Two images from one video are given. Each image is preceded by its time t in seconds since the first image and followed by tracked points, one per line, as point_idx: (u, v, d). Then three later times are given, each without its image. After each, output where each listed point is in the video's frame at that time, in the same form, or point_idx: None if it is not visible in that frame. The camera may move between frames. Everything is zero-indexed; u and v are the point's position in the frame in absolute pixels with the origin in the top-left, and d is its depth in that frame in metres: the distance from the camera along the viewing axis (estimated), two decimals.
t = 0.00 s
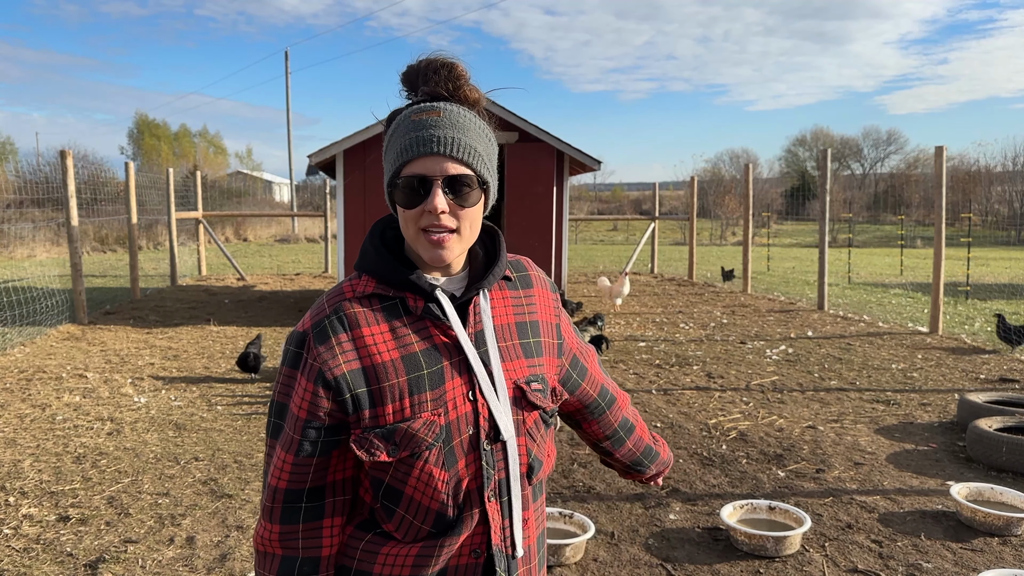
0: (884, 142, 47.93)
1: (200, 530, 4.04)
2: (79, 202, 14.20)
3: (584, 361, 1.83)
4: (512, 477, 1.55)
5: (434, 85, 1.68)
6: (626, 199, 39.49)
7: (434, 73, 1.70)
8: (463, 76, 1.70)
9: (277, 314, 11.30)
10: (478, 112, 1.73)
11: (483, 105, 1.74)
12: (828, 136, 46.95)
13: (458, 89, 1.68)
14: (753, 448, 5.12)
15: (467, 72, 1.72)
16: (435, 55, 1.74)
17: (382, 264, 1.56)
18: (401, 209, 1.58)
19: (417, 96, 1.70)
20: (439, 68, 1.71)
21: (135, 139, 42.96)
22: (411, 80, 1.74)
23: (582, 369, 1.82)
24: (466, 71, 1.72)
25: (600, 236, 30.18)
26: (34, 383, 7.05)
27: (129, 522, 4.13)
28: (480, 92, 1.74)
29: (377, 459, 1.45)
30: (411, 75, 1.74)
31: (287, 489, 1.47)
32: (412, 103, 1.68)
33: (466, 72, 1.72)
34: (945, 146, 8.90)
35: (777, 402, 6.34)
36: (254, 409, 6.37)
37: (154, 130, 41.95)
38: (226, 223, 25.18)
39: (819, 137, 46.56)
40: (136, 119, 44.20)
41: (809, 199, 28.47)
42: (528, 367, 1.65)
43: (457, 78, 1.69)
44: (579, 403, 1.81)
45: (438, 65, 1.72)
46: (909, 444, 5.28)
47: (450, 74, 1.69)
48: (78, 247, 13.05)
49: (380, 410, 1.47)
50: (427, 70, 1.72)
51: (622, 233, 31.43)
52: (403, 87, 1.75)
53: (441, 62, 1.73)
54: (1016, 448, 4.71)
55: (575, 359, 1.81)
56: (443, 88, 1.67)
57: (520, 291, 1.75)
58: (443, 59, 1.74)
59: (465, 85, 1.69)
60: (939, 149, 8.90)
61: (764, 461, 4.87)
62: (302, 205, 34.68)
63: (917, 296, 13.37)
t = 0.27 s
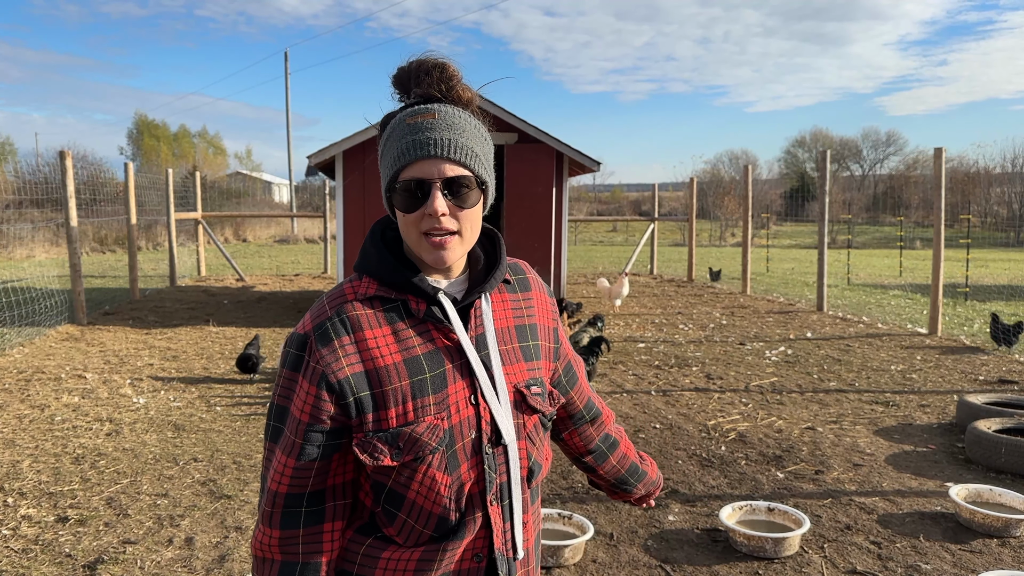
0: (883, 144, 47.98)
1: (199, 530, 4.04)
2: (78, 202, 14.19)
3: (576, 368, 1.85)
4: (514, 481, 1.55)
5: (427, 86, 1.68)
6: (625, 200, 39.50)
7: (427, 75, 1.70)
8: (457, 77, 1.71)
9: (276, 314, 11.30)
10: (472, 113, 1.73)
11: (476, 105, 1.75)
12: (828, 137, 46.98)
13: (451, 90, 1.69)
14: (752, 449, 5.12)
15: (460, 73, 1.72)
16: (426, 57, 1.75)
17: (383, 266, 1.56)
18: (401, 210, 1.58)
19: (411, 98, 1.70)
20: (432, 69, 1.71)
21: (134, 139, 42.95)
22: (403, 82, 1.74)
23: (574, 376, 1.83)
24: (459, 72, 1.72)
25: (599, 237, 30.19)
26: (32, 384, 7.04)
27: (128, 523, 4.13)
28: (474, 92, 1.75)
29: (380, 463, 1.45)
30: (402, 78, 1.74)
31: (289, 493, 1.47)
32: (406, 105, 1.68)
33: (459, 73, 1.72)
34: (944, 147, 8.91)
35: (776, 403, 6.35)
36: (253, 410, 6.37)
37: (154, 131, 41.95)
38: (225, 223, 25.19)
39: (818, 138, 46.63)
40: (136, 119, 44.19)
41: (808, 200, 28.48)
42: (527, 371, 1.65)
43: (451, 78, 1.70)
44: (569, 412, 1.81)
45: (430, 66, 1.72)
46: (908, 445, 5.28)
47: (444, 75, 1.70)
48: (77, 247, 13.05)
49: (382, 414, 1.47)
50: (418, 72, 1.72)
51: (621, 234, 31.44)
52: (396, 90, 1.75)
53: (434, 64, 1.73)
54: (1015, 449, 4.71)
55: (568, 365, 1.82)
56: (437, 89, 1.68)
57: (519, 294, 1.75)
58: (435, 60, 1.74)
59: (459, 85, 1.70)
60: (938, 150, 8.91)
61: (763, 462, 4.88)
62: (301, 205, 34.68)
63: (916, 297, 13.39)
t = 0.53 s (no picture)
0: (882, 145, 48.01)
1: (198, 532, 4.04)
2: (77, 203, 14.18)
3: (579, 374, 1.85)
4: (509, 485, 1.55)
5: (424, 88, 1.69)
6: (624, 201, 39.52)
7: (424, 76, 1.71)
8: (453, 78, 1.71)
9: (275, 315, 11.30)
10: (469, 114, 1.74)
11: (473, 106, 1.75)
12: (826, 139, 47.03)
13: (448, 90, 1.69)
14: (751, 451, 5.13)
15: (456, 74, 1.73)
16: (421, 60, 1.76)
17: (380, 267, 1.57)
18: (398, 210, 1.58)
19: (407, 100, 1.71)
20: (428, 71, 1.72)
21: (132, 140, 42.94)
22: (400, 84, 1.74)
23: (577, 383, 1.83)
24: (455, 73, 1.73)
25: (598, 238, 30.21)
26: (31, 385, 7.03)
27: (126, 524, 4.12)
28: (470, 94, 1.75)
29: (373, 464, 1.45)
30: (398, 81, 1.75)
31: (283, 493, 1.47)
32: (403, 106, 1.68)
33: (455, 74, 1.73)
34: (943, 149, 8.91)
35: (775, 404, 6.35)
36: (252, 411, 6.36)
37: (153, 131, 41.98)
38: (224, 224, 25.19)
39: (817, 140, 46.67)
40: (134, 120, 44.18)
41: (807, 202, 28.47)
42: (525, 375, 1.65)
43: (448, 80, 1.70)
44: (571, 419, 1.81)
45: (426, 68, 1.73)
46: (906, 447, 5.28)
47: (440, 76, 1.70)
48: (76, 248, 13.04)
49: (377, 416, 1.47)
50: (414, 74, 1.73)
51: (620, 235, 31.47)
52: (392, 92, 1.76)
53: (430, 66, 1.74)
54: (1014, 451, 4.71)
55: (571, 370, 1.82)
56: (433, 90, 1.68)
57: (518, 297, 1.75)
58: (432, 62, 1.75)
59: (455, 86, 1.70)
60: (937, 151, 8.91)
61: (762, 464, 4.88)
62: (300, 206, 34.68)
63: (915, 299, 13.39)
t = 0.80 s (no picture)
0: (880, 147, 48.02)
1: (196, 533, 4.03)
2: (75, 204, 14.17)
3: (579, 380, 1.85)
4: (506, 488, 1.55)
5: (424, 89, 1.69)
6: (623, 202, 39.53)
7: (424, 77, 1.71)
8: (454, 79, 1.72)
9: (273, 316, 11.29)
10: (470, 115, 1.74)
11: (474, 108, 1.75)
12: (825, 141, 47.10)
13: (449, 92, 1.69)
14: (749, 452, 5.13)
15: (456, 75, 1.73)
16: (422, 62, 1.76)
17: (380, 268, 1.57)
18: (399, 212, 1.58)
19: (408, 101, 1.71)
20: (429, 72, 1.72)
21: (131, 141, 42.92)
22: (400, 86, 1.75)
23: (577, 389, 1.83)
24: (455, 75, 1.73)
25: (596, 240, 30.23)
26: (29, 386, 7.02)
27: (124, 525, 4.12)
28: (471, 96, 1.75)
29: (370, 465, 1.44)
30: (399, 82, 1.74)
31: (281, 493, 1.47)
32: (403, 107, 1.68)
33: (456, 76, 1.73)
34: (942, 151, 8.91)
35: (774, 406, 6.35)
36: (250, 412, 6.36)
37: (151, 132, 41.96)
38: (222, 225, 25.17)
39: (815, 141, 46.70)
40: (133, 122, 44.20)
41: (805, 204, 28.48)
42: (525, 378, 1.65)
43: (448, 81, 1.71)
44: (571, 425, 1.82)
45: (426, 69, 1.73)
46: (905, 448, 5.29)
47: (440, 77, 1.71)
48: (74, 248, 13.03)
49: (375, 417, 1.47)
50: (415, 76, 1.73)
51: (619, 237, 31.48)
52: (392, 94, 1.76)
53: (430, 67, 1.74)
54: (1012, 452, 4.71)
55: (572, 376, 1.82)
56: (434, 91, 1.69)
57: (519, 300, 1.75)
58: (432, 64, 1.75)
59: (455, 88, 1.70)
60: (935, 153, 8.92)
61: (760, 465, 4.88)
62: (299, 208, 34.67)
63: (913, 300, 13.39)
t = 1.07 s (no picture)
0: (878, 149, 48.15)
1: (193, 534, 4.02)
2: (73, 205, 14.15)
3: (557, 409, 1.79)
4: (507, 489, 1.55)
5: (417, 89, 1.69)
6: (621, 204, 39.55)
7: (418, 78, 1.71)
8: (447, 79, 1.72)
9: (271, 317, 11.28)
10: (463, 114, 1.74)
11: (467, 107, 1.75)
12: (822, 142, 47.16)
13: (442, 91, 1.70)
14: (747, 453, 5.13)
15: (449, 75, 1.73)
16: (414, 63, 1.76)
17: (379, 269, 1.57)
18: (398, 213, 1.58)
19: (401, 103, 1.71)
20: (422, 73, 1.72)
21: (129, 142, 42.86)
22: (393, 88, 1.75)
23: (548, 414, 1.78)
24: (449, 75, 1.73)
25: (595, 241, 30.26)
26: (26, 387, 7.01)
27: (122, 527, 4.11)
28: (464, 95, 1.76)
29: (370, 467, 1.44)
30: (391, 84, 1.75)
31: (282, 494, 1.47)
32: (398, 108, 1.68)
33: (449, 76, 1.73)
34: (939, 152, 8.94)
35: (772, 407, 6.36)
36: (248, 413, 6.35)
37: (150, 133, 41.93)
38: (220, 226, 25.15)
39: (813, 143, 46.79)
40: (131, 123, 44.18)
41: (803, 205, 28.53)
42: (526, 380, 1.66)
43: (441, 81, 1.71)
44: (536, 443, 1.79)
45: (419, 70, 1.73)
46: (903, 449, 5.29)
47: (434, 77, 1.71)
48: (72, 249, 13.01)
49: (375, 418, 1.47)
50: (407, 77, 1.73)
51: (617, 238, 31.49)
52: (386, 96, 1.76)
53: (424, 68, 1.74)
54: (1010, 453, 4.72)
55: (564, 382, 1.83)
56: (427, 91, 1.69)
57: (520, 302, 1.75)
58: (425, 64, 1.75)
59: (448, 87, 1.71)
60: (933, 155, 8.95)
61: (758, 466, 4.88)
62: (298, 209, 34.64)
63: (911, 302, 13.42)
